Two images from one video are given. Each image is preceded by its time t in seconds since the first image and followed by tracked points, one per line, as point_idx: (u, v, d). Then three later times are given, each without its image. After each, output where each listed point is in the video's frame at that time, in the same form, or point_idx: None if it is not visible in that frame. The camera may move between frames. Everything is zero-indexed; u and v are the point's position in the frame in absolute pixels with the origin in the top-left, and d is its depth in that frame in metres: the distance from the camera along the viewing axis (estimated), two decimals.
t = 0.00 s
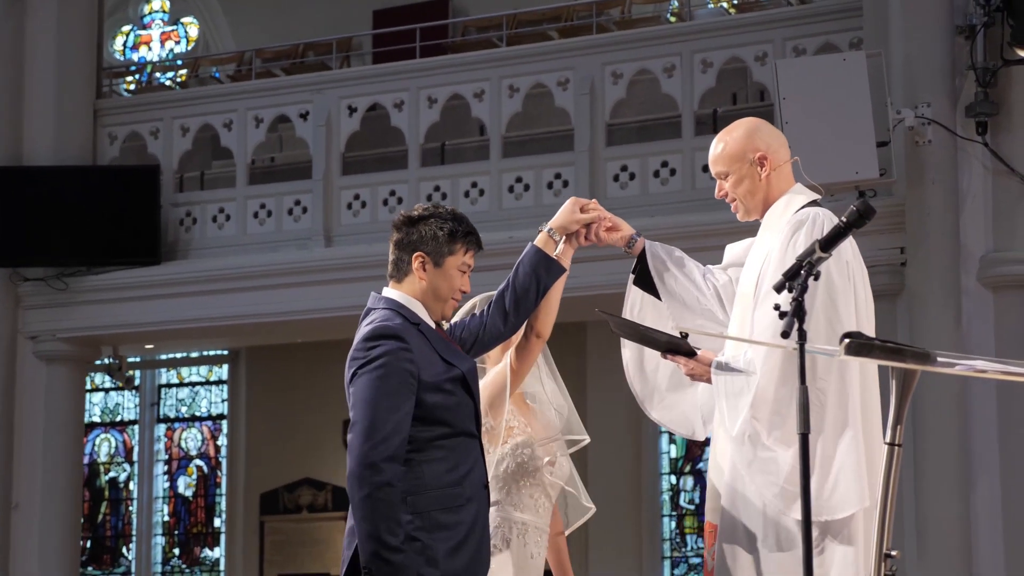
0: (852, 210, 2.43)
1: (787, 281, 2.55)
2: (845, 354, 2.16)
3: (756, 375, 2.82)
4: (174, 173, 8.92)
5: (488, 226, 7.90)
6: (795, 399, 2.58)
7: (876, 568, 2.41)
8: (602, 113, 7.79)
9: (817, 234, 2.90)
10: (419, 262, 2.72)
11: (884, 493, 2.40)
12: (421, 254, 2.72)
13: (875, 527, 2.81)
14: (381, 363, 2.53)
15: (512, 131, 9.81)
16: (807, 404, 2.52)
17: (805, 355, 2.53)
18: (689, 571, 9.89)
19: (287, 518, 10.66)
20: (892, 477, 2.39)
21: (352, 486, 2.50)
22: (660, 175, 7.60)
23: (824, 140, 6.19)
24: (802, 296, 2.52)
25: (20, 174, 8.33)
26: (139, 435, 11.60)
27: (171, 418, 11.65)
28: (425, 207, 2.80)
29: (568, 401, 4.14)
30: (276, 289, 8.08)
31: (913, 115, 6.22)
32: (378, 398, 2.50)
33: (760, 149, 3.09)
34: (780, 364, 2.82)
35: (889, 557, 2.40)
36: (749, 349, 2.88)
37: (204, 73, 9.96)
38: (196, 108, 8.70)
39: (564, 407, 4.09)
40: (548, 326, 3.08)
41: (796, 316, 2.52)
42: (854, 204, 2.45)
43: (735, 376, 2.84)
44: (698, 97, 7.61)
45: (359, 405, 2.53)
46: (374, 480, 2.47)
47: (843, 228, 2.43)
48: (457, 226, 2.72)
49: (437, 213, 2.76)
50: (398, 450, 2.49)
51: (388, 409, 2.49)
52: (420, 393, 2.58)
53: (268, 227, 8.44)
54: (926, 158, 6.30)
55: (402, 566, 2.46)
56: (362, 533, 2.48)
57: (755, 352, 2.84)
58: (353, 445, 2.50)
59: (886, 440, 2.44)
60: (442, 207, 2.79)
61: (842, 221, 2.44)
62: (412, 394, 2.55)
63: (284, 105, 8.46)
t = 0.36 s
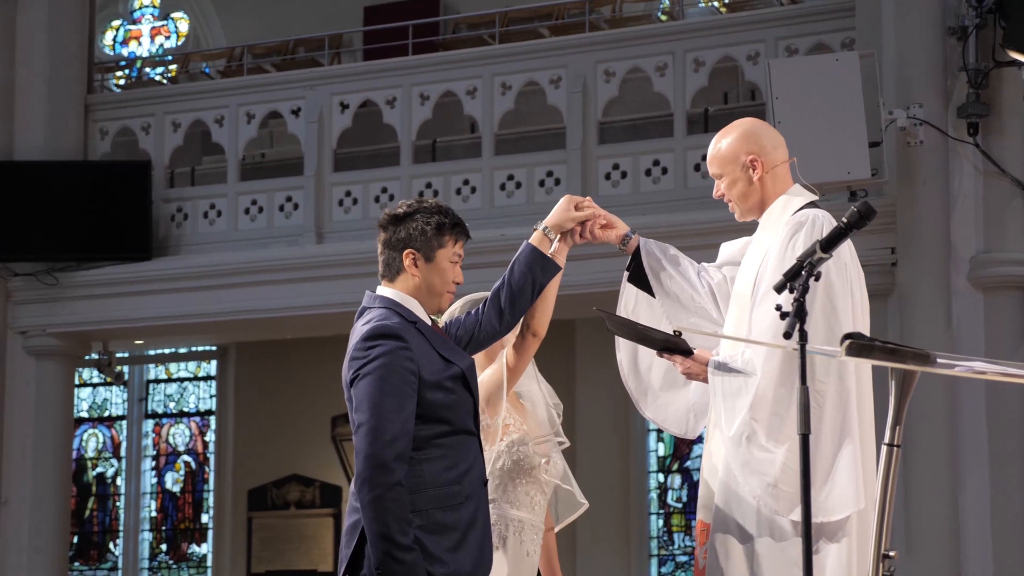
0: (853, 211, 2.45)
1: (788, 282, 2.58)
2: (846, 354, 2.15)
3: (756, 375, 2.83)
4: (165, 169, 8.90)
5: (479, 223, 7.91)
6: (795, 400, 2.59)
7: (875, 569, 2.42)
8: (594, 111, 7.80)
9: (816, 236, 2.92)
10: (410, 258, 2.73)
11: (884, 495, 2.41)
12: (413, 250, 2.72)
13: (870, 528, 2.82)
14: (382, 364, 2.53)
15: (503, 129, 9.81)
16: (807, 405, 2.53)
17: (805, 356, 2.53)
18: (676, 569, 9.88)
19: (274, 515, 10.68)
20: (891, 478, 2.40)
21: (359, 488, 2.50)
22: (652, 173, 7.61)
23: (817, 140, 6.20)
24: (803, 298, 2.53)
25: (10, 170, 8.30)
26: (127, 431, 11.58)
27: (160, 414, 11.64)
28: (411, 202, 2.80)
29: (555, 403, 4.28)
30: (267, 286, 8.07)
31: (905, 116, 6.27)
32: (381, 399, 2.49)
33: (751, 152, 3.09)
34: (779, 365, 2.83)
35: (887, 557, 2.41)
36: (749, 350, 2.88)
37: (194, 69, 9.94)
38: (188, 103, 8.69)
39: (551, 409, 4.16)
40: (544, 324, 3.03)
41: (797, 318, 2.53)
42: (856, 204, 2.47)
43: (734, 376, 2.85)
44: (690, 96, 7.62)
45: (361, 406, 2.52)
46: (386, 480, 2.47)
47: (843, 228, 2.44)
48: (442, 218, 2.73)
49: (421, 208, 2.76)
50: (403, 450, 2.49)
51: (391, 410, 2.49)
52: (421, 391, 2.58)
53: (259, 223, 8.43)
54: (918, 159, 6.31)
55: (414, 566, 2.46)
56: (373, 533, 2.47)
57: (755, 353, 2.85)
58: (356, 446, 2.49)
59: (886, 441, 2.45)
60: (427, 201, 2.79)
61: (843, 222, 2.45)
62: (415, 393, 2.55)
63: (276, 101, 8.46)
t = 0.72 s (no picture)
0: (849, 211, 2.47)
1: (786, 282, 2.64)
2: (844, 354, 2.16)
3: (747, 375, 2.83)
4: (151, 165, 8.86)
5: (466, 221, 7.91)
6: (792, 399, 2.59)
7: (870, 568, 2.42)
8: (582, 109, 7.80)
9: (809, 236, 2.92)
10: (393, 254, 2.72)
11: (878, 494, 2.41)
12: (397, 246, 2.72)
13: (861, 527, 2.83)
14: (375, 363, 2.53)
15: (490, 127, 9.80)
16: (804, 404, 2.54)
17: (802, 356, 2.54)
18: (659, 568, 9.91)
19: (258, 512, 10.67)
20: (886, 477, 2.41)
21: (356, 487, 2.49)
22: (640, 172, 7.62)
23: (806, 140, 6.21)
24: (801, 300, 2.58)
25: None
26: (109, 427, 11.52)
27: (143, 411, 11.57)
28: (385, 202, 2.79)
29: (540, 403, 4.29)
30: (253, 283, 8.05)
31: (893, 117, 6.30)
32: (377, 398, 2.49)
33: (742, 152, 3.10)
34: (770, 364, 2.83)
35: (882, 557, 2.41)
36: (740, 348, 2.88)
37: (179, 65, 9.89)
38: (175, 99, 8.65)
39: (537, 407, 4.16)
40: (531, 321, 3.02)
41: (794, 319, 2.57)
42: (852, 206, 2.50)
43: (725, 377, 2.85)
44: (677, 95, 7.63)
45: (356, 405, 2.51)
46: (383, 478, 2.46)
47: (841, 229, 2.47)
48: (420, 210, 2.73)
49: (395, 205, 2.75)
50: (400, 448, 2.49)
51: (387, 406, 2.49)
52: (414, 386, 2.58)
53: (246, 220, 8.41)
54: (905, 159, 6.32)
55: (411, 564, 2.45)
56: (371, 532, 2.46)
57: (747, 353, 2.85)
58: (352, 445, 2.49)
59: (881, 441, 2.45)
60: (402, 199, 2.78)
61: (840, 223, 2.48)
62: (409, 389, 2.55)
63: (263, 98, 8.43)
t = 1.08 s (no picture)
0: (845, 211, 2.50)
1: (782, 281, 2.62)
2: (842, 354, 2.15)
3: (740, 375, 2.82)
4: (135, 162, 8.81)
5: (451, 219, 7.89)
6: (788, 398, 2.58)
7: (866, 568, 2.41)
8: (567, 109, 7.78)
9: (800, 236, 2.91)
10: (379, 252, 2.70)
11: (876, 494, 2.40)
12: (382, 245, 2.70)
13: (854, 529, 2.82)
14: (363, 362, 2.50)
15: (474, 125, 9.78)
16: (802, 404, 2.54)
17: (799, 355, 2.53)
18: (642, 567, 9.89)
19: (239, 510, 10.63)
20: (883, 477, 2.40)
21: (347, 487, 2.47)
22: (625, 172, 7.61)
23: (792, 140, 6.22)
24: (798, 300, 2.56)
25: None
26: (89, 424, 11.45)
27: (122, 409, 11.50)
28: (369, 199, 2.77)
29: (530, 402, 4.27)
30: (237, 281, 8.01)
31: (880, 118, 6.30)
32: (366, 396, 2.47)
33: (730, 153, 3.08)
34: (763, 364, 2.82)
35: (878, 557, 2.40)
36: (732, 350, 2.87)
37: (161, 62, 9.84)
38: (158, 97, 8.60)
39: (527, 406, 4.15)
40: (523, 323, 3.02)
41: (793, 318, 2.55)
42: (847, 206, 2.53)
43: (717, 377, 2.85)
44: (663, 94, 7.62)
45: (345, 404, 2.49)
46: (375, 477, 2.44)
47: (837, 228, 2.49)
48: (404, 207, 2.71)
49: (379, 203, 2.73)
50: (390, 446, 2.47)
51: (377, 404, 2.47)
52: (403, 384, 2.56)
53: (230, 217, 8.37)
54: (891, 160, 6.34)
55: (402, 563, 2.44)
56: (362, 531, 2.44)
57: (740, 354, 2.84)
58: (343, 444, 2.47)
59: (877, 440, 2.44)
60: (386, 197, 2.77)
61: (837, 222, 2.49)
62: (398, 387, 2.53)
63: (247, 95, 8.39)
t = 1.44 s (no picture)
0: (846, 212, 2.50)
1: (781, 281, 2.59)
2: (843, 354, 2.14)
3: (734, 376, 2.81)
4: (118, 160, 8.75)
5: (437, 218, 7.86)
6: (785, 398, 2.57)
7: (864, 568, 2.39)
8: (554, 108, 7.76)
9: (793, 238, 2.90)
10: (371, 252, 2.68)
11: (873, 494, 2.39)
12: (373, 243, 2.67)
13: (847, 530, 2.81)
14: (353, 361, 2.48)
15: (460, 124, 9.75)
16: (800, 404, 2.52)
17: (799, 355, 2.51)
18: (625, 567, 9.90)
19: (220, 509, 10.57)
20: (880, 478, 2.38)
21: (338, 487, 2.44)
22: (612, 171, 7.60)
23: (780, 139, 6.21)
24: (798, 300, 2.54)
25: None
26: (69, 423, 11.36)
27: (103, 407, 11.42)
28: (360, 197, 2.75)
29: (525, 403, 4.25)
30: (221, 279, 7.96)
31: (867, 118, 6.30)
32: (356, 396, 2.44)
33: (724, 155, 3.06)
34: (757, 365, 2.81)
35: (876, 557, 2.38)
36: (727, 350, 2.86)
37: (144, 60, 9.77)
38: (142, 94, 8.54)
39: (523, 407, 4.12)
40: (517, 325, 3.00)
41: (794, 318, 2.52)
42: (847, 207, 2.52)
43: (709, 378, 2.84)
44: (650, 94, 7.61)
45: (336, 403, 2.47)
46: (366, 477, 2.42)
47: (837, 228, 2.48)
48: (395, 206, 2.68)
49: (371, 201, 2.71)
50: (381, 447, 2.45)
51: (367, 404, 2.45)
52: (393, 384, 2.54)
53: (214, 215, 8.32)
54: (878, 160, 6.35)
55: (394, 564, 2.41)
56: (352, 532, 2.42)
57: (733, 356, 2.83)
58: (334, 444, 2.44)
59: (875, 441, 2.43)
60: (376, 195, 2.74)
61: (837, 221, 2.49)
62: (388, 387, 2.51)
63: (232, 93, 8.34)
